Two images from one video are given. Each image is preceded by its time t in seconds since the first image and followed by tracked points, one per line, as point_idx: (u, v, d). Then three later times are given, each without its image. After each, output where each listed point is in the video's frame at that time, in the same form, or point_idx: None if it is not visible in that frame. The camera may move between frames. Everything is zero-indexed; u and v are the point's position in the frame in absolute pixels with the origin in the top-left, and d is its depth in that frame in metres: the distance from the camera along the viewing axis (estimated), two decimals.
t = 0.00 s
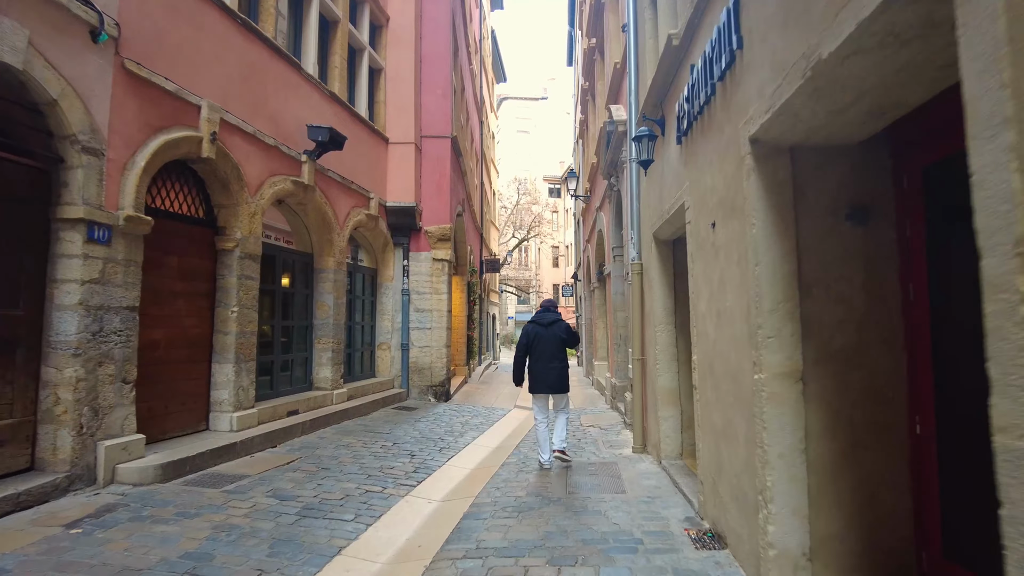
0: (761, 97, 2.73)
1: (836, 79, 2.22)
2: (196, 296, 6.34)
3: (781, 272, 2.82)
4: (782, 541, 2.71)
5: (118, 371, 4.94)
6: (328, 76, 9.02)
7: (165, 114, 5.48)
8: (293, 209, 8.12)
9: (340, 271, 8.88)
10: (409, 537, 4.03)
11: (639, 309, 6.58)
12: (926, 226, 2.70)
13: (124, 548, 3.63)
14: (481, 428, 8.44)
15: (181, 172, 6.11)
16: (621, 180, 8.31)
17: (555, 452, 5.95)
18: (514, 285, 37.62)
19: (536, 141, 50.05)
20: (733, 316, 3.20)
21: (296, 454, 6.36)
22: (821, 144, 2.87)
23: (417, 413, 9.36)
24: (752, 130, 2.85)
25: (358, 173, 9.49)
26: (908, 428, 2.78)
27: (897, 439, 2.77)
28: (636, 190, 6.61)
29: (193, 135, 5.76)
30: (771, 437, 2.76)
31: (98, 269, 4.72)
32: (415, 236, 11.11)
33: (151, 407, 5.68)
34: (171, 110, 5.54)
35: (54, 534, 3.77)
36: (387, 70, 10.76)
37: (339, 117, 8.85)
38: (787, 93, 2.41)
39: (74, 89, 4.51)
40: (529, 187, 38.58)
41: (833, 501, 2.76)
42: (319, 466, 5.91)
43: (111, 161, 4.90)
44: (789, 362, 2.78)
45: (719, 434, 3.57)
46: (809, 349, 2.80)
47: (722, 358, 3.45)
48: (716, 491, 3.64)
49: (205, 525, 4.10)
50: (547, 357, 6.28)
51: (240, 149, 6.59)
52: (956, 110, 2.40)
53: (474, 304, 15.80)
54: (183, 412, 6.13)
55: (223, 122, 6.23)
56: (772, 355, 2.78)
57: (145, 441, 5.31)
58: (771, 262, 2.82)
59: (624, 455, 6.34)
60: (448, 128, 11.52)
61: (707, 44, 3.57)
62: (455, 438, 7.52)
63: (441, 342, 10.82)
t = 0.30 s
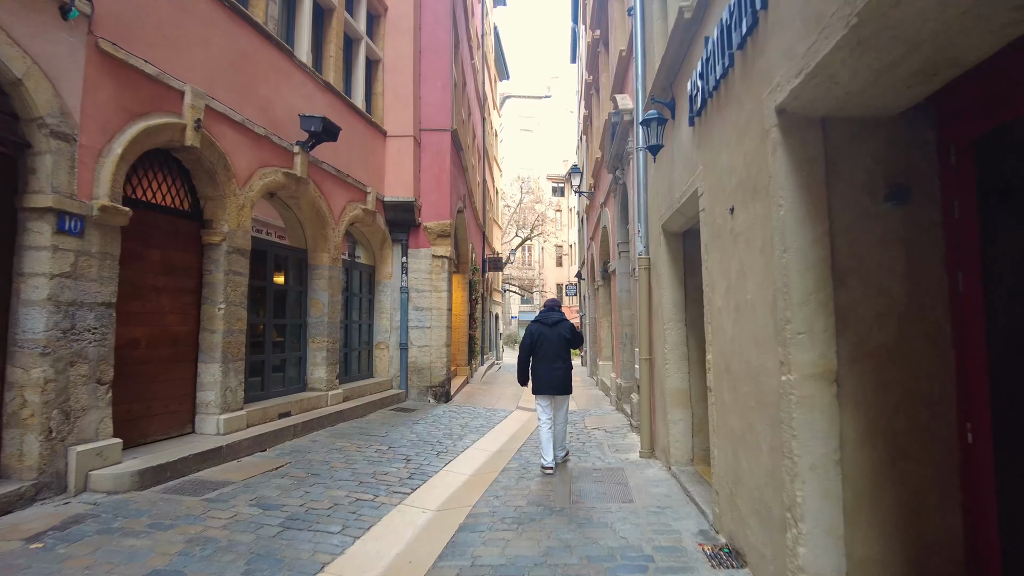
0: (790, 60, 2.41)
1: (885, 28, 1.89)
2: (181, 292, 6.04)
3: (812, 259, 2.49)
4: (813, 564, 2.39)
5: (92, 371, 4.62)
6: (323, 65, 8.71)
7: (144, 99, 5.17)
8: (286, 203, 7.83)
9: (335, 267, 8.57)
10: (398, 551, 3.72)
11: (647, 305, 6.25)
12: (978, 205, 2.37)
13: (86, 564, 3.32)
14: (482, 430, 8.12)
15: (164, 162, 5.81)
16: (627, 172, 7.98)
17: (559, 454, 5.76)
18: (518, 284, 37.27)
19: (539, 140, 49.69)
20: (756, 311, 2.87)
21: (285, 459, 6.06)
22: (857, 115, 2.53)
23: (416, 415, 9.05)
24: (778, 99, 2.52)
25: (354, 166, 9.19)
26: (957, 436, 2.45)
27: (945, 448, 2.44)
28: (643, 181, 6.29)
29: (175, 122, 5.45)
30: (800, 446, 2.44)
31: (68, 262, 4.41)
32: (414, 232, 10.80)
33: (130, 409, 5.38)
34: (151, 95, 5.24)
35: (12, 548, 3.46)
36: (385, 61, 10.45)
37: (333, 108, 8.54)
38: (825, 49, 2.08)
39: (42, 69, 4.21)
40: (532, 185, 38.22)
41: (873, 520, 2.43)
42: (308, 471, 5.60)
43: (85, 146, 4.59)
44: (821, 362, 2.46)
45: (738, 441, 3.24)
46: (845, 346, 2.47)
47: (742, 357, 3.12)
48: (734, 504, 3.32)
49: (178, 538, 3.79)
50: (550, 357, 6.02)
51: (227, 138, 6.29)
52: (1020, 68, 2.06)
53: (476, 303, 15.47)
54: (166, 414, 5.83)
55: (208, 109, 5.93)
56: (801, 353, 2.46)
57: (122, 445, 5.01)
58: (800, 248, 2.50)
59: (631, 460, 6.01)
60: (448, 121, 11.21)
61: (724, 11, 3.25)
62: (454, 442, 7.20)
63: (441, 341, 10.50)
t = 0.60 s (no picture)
0: (826, 32, 2.14)
1: None
2: (172, 293, 5.81)
3: (849, 256, 2.21)
4: None
5: (73, 376, 4.39)
6: (322, 60, 8.48)
7: (131, 91, 4.93)
8: (283, 201, 7.61)
9: (335, 267, 8.34)
10: (393, 570, 3.47)
11: (657, 305, 5.98)
12: None
13: None
14: (486, 435, 7.87)
15: (153, 158, 5.58)
16: (635, 168, 7.71)
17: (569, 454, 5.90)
18: (524, 284, 36.99)
19: (546, 139, 49.39)
20: (782, 314, 2.60)
21: (280, 467, 5.82)
22: (899, 94, 2.25)
23: (419, 419, 8.81)
24: (810, 77, 2.25)
25: (355, 164, 8.96)
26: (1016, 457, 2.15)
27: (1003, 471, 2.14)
28: (652, 176, 6.02)
29: (164, 115, 5.21)
30: (836, 468, 2.17)
31: (47, 262, 4.19)
32: (417, 231, 10.56)
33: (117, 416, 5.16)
34: (138, 87, 5.00)
35: None
36: (387, 57, 10.23)
37: (332, 103, 8.30)
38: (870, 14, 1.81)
39: (16, 58, 3.98)
40: (538, 184, 37.94)
41: (920, 552, 2.13)
42: (303, 481, 5.36)
43: (66, 141, 4.37)
44: (859, 372, 2.18)
45: (760, 456, 2.97)
46: (886, 354, 2.19)
47: (767, 364, 2.84)
48: (756, 524, 3.04)
49: (157, 557, 3.53)
50: (560, 357, 6.22)
51: (221, 134, 6.06)
52: None
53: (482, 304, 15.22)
54: (157, 420, 5.60)
55: (200, 103, 5.70)
56: (836, 363, 2.19)
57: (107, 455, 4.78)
58: (834, 244, 2.23)
59: (641, 469, 5.74)
60: (452, 117, 10.96)
61: None
62: (456, 448, 6.95)
63: (444, 343, 10.26)
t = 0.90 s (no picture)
0: None
1: None
2: (157, 288, 5.54)
3: (900, 232, 1.90)
4: None
5: (44, 375, 4.10)
6: (318, 49, 8.20)
7: (110, 73, 4.65)
8: (277, 194, 7.34)
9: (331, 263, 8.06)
10: None
11: (667, 300, 5.67)
12: None
13: None
14: (487, 436, 7.58)
15: (136, 146, 5.31)
16: (643, 158, 7.41)
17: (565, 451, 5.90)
18: (528, 283, 36.68)
19: (550, 137, 49.08)
20: (817, 302, 2.29)
21: (270, 471, 5.54)
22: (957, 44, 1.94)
23: (419, 419, 8.53)
24: (852, 25, 1.94)
25: (352, 156, 8.68)
26: None
27: None
28: (662, 164, 5.71)
29: (147, 100, 4.93)
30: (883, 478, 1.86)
31: (14, 252, 3.92)
32: (417, 226, 10.28)
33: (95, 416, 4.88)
34: (118, 69, 4.72)
35: None
36: (386, 47, 9.95)
37: (328, 93, 8.03)
38: None
39: None
40: (542, 183, 37.62)
41: None
42: (292, 486, 5.07)
43: (37, 123, 4.10)
44: (911, 367, 1.87)
45: (788, 462, 2.67)
46: (943, 346, 1.87)
47: (797, 360, 2.53)
48: (783, 538, 2.74)
49: (126, 571, 3.24)
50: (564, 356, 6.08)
51: (210, 122, 5.79)
52: None
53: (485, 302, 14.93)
54: (140, 421, 5.33)
55: (186, 88, 5.42)
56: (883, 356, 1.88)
57: (82, 459, 4.49)
58: (880, 219, 1.92)
59: (650, 473, 5.44)
60: (453, 110, 10.67)
61: None
62: (456, 450, 6.65)
63: (445, 342, 9.98)
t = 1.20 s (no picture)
0: None
1: None
2: (136, 289, 5.27)
3: (958, 229, 1.62)
4: None
5: (8, 383, 3.83)
6: (310, 42, 7.93)
7: (83, 61, 4.37)
8: (266, 191, 7.07)
9: (324, 263, 7.79)
10: None
11: (673, 303, 5.40)
12: None
13: None
14: (485, 443, 7.30)
15: (113, 139, 5.04)
16: (647, 154, 7.14)
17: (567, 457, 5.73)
18: (529, 284, 36.40)
19: (551, 137, 48.80)
20: (853, 310, 2.01)
21: (255, 482, 5.27)
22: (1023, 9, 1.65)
23: (414, 425, 8.26)
24: None
25: (346, 153, 8.41)
26: None
27: None
28: (667, 160, 5.44)
29: (123, 91, 4.65)
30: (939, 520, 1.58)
31: None
32: (413, 226, 10.01)
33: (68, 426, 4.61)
34: (92, 57, 4.44)
35: None
36: (382, 41, 9.68)
37: (320, 87, 7.75)
38: None
39: None
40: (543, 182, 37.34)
41: None
42: (276, 499, 4.80)
43: None
44: (972, 388, 1.58)
45: (814, 487, 2.39)
46: (1011, 363, 1.59)
47: (827, 373, 2.25)
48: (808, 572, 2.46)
49: None
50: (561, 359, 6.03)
51: (193, 115, 5.51)
52: None
53: (484, 303, 14.66)
54: (118, 429, 5.06)
55: (167, 79, 5.14)
56: (939, 375, 1.60)
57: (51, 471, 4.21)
58: (935, 214, 1.63)
59: (654, 485, 5.16)
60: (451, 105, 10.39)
61: None
62: (452, 458, 6.38)
63: (442, 345, 9.71)
